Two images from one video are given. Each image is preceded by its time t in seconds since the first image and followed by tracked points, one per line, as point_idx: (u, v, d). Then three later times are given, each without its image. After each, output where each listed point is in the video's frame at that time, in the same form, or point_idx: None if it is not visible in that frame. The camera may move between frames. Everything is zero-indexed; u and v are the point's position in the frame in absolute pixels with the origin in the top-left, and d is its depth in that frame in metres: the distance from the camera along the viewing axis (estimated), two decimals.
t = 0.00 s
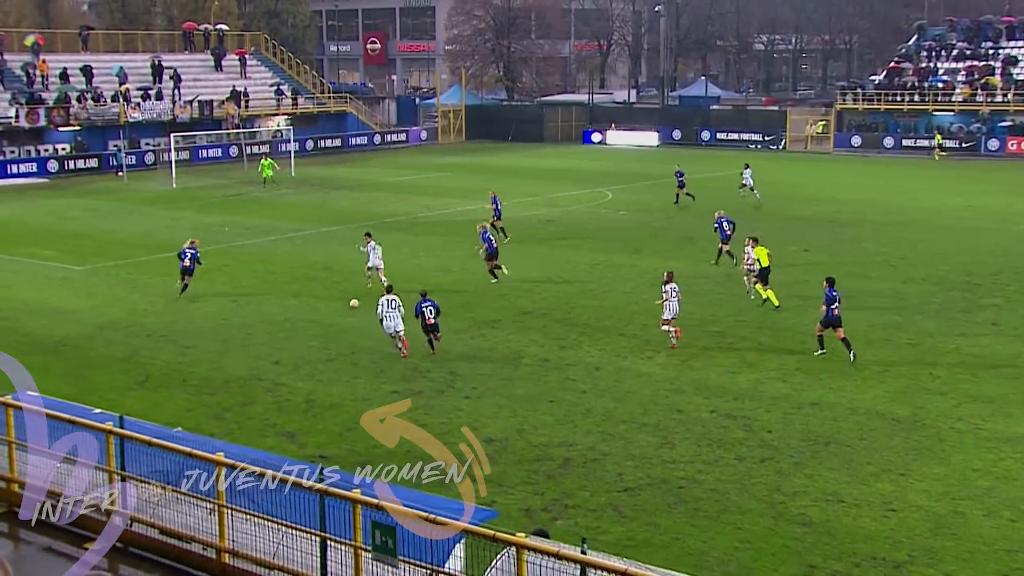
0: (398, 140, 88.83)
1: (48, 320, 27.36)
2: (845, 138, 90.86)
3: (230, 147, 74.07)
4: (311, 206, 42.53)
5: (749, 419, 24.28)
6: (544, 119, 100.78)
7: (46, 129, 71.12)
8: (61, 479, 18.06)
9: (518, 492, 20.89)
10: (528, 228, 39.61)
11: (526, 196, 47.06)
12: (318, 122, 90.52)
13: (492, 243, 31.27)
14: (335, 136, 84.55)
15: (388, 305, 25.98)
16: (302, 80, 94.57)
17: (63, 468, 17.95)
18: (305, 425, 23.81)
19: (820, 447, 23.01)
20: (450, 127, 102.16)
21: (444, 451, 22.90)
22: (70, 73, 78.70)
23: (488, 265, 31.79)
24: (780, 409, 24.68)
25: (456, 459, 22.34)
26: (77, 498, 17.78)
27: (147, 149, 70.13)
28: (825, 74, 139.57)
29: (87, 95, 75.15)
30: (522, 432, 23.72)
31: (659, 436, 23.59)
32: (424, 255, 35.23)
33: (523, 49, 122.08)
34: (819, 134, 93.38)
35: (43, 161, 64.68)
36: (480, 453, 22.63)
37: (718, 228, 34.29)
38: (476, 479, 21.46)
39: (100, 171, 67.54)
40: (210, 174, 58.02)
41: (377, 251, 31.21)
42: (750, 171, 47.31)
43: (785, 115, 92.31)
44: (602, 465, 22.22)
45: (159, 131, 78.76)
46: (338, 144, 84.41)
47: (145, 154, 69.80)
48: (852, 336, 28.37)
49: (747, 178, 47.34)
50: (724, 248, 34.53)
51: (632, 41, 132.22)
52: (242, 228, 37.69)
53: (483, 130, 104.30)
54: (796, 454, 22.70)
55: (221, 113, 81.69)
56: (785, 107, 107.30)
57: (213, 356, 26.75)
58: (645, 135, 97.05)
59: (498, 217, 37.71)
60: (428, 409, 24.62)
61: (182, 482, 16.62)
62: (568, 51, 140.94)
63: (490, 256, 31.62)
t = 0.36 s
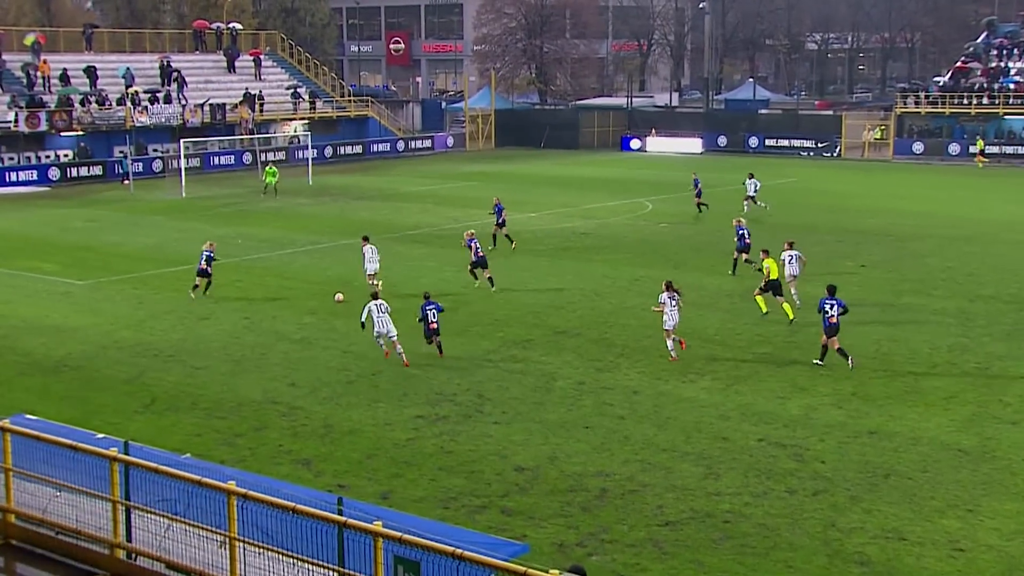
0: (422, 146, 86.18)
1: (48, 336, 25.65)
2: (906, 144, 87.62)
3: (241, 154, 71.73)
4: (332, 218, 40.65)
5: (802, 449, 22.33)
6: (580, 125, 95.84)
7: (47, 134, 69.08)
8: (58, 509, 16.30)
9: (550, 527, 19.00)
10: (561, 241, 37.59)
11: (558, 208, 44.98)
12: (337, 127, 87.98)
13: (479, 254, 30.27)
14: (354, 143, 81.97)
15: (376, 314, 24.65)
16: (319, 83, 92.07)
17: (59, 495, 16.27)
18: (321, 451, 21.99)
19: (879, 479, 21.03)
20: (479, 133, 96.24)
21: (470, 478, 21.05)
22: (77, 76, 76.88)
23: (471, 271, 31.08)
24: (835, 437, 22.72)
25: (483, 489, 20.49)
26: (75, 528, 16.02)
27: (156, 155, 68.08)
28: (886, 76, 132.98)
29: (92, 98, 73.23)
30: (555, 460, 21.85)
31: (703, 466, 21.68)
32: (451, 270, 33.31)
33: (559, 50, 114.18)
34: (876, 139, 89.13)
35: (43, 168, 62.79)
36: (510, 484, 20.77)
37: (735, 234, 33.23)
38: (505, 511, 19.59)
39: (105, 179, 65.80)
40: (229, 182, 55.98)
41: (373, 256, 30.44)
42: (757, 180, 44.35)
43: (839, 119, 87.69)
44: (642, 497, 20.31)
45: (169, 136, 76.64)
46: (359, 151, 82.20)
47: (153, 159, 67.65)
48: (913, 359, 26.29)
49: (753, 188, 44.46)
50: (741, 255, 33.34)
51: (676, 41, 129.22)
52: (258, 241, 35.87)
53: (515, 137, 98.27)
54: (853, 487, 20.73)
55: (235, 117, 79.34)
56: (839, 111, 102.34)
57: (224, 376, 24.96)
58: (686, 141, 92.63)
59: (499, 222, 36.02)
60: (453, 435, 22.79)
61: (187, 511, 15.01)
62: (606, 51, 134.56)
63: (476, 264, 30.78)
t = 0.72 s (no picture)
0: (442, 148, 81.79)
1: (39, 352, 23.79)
2: (971, 144, 77.95)
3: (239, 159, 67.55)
4: (348, 227, 38.45)
5: (856, 479, 20.24)
6: (612, 125, 88.66)
7: (36, 134, 65.68)
8: (45, 542, 14.27)
9: (578, 564, 16.99)
10: (592, 253, 35.28)
11: (587, 216, 42.52)
12: (351, 128, 83.61)
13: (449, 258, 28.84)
14: (366, 145, 77.78)
15: (339, 313, 23.11)
16: (330, 79, 88.00)
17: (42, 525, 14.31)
18: (331, 480, 20.00)
19: (942, 512, 18.90)
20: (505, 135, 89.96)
21: (492, 509, 19.05)
22: (70, 73, 73.58)
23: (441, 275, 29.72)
24: (892, 467, 20.62)
25: (506, 521, 18.49)
26: (63, 563, 14.08)
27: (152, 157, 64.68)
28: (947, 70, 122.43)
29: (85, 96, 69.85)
30: (585, 490, 19.84)
31: (747, 496, 19.62)
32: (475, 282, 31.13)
33: (589, 44, 104.71)
34: (939, 140, 80.20)
35: (32, 171, 59.70)
36: (536, 515, 18.75)
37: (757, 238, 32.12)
38: (529, 546, 17.59)
39: (98, 183, 62.73)
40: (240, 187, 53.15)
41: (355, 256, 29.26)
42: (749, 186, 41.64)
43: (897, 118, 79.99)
44: (680, 531, 18.26)
45: (168, 137, 72.75)
46: (373, 153, 78.14)
47: (150, 161, 64.11)
48: (978, 382, 24.05)
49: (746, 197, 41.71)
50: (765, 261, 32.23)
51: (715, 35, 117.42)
52: (270, 252, 33.83)
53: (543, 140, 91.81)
54: (913, 522, 18.61)
55: (240, 117, 75.20)
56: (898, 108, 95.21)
57: (228, 394, 23.00)
58: (729, 143, 84.37)
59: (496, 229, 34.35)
60: (473, 462, 20.80)
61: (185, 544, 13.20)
62: (642, 45, 123.70)
63: (447, 267, 29.30)
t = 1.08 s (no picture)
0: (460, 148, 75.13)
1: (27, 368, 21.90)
2: None
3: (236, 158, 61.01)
4: (363, 237, 36.12)
5: (915, 509, 18.14)
6: (645, 124, 81.54)
7: (20, 133, 60.40)
8: None
9: None
10: (624, 262, 32.84)
11: (619, 224, 39.76)
12: (359, 127, 76.62)
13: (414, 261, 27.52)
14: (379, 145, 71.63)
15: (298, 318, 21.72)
16: (340, 74, 81.71)
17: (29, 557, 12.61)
18: (338, 508, 18.03)
19: (1013, 547, 16.77)
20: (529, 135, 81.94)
21: (514, 541, 17.06)
22: (59, 65, 68.00)
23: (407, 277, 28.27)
24: (955, 497, 18.51)
25: (529, 555, 16.53)
26: None
27: (150, 159, 59.64)
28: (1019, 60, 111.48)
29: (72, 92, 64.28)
30: (616, 520, 17.85)
31: (795, 527, 17.58)
32: (498, 290, 28.89)
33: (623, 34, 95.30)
34: (1008, 138, 71.36)
35: (16, 173, 55.20)
36: (562, 549, 16.79)
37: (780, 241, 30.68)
38: None
39: (87, 186, 58.11)
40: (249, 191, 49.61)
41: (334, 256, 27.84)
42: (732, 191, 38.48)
43: (961, 114, 71.54)
44: (721, 567, 16.25)
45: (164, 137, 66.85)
46: (386, 153, 72.01)
47: (143, 164, 58.74)
48: None
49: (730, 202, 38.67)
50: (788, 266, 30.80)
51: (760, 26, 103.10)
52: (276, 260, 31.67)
53: (571, 141, 84.29)
54: (981, 557, 16.50)
55: (240, 116, 69.30)
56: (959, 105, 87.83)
57: (230, 413, 21.03)
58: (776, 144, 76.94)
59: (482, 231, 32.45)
60: (492, 489, 18.82)
61: None
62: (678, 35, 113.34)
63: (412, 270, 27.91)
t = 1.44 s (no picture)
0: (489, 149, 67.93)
1: (26, 385, 20.22)
2: None
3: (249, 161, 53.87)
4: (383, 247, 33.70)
5: (989, 544, 15.98)
6: (689, 122, 74.86)
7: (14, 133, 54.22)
8: None
9: None
10: (667, 270, 30.43)
11: (660, 232, 37.00)
12: (383, 126, 69.93)
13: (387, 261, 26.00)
14: (402, 145, 64.73)
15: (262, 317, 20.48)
16: (359, 69, 74.41)
17: None
18: (354, 539, 16.17)
19: None
20: (563, 134, 75.25)
21: None
22: (59, 58, 61.69)
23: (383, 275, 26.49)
24: None
25: None
26: None
27: (154, 159, 53.34)
28: None
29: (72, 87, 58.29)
30: (657, 554, 15.84)
31: (856, 562, 15.52)
32: (533, 292, 26.69)
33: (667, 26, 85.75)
34: None
35: (10, 176, 49.01)
36: None
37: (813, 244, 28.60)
38: None
39: (86, 191, 51.72)
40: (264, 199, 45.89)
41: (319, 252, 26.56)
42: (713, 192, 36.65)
43: None
44: None
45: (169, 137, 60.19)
46: (409, 155, 65.02)
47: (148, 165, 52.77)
48: None
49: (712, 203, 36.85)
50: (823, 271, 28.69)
51: (815, 14, 97.90)
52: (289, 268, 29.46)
53: (609, 138, 77.27)
54: None
55: (252, 113, 62.40)
56: None
57: (239, 435, 19.21)
58: (833, 143, 70.69)
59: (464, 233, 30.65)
60: (519, 520, 16.83)
61: None
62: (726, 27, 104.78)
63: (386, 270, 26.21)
